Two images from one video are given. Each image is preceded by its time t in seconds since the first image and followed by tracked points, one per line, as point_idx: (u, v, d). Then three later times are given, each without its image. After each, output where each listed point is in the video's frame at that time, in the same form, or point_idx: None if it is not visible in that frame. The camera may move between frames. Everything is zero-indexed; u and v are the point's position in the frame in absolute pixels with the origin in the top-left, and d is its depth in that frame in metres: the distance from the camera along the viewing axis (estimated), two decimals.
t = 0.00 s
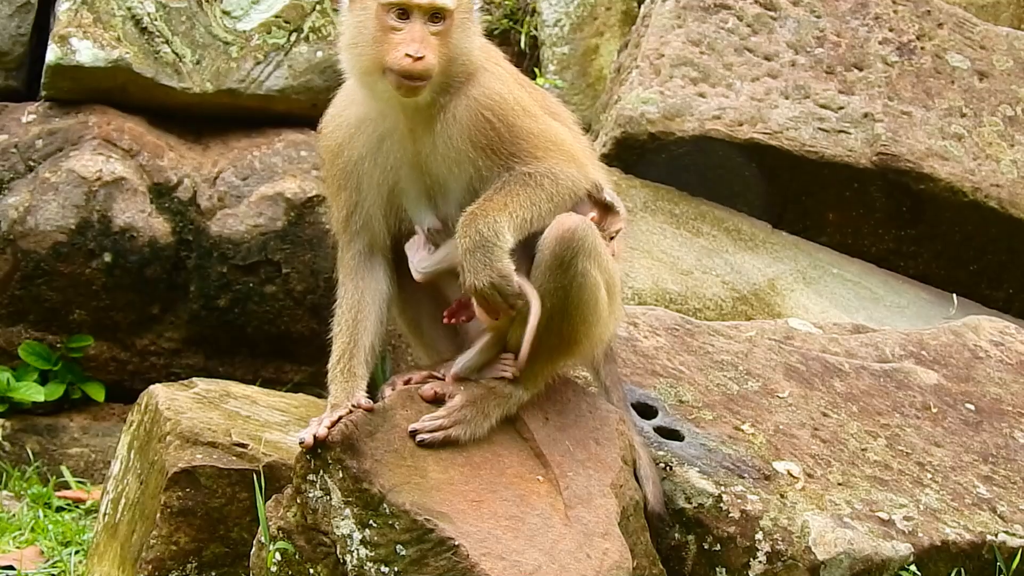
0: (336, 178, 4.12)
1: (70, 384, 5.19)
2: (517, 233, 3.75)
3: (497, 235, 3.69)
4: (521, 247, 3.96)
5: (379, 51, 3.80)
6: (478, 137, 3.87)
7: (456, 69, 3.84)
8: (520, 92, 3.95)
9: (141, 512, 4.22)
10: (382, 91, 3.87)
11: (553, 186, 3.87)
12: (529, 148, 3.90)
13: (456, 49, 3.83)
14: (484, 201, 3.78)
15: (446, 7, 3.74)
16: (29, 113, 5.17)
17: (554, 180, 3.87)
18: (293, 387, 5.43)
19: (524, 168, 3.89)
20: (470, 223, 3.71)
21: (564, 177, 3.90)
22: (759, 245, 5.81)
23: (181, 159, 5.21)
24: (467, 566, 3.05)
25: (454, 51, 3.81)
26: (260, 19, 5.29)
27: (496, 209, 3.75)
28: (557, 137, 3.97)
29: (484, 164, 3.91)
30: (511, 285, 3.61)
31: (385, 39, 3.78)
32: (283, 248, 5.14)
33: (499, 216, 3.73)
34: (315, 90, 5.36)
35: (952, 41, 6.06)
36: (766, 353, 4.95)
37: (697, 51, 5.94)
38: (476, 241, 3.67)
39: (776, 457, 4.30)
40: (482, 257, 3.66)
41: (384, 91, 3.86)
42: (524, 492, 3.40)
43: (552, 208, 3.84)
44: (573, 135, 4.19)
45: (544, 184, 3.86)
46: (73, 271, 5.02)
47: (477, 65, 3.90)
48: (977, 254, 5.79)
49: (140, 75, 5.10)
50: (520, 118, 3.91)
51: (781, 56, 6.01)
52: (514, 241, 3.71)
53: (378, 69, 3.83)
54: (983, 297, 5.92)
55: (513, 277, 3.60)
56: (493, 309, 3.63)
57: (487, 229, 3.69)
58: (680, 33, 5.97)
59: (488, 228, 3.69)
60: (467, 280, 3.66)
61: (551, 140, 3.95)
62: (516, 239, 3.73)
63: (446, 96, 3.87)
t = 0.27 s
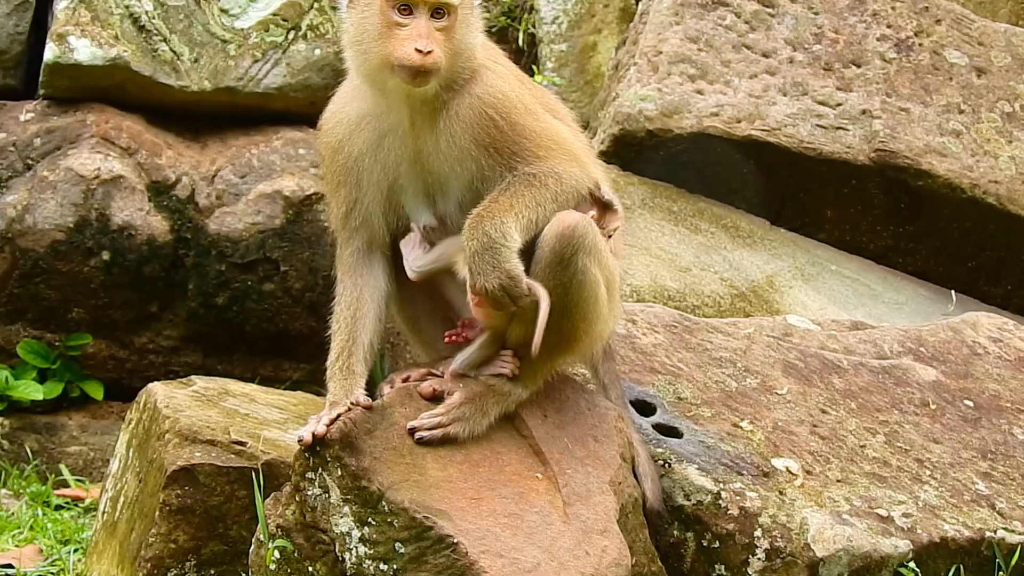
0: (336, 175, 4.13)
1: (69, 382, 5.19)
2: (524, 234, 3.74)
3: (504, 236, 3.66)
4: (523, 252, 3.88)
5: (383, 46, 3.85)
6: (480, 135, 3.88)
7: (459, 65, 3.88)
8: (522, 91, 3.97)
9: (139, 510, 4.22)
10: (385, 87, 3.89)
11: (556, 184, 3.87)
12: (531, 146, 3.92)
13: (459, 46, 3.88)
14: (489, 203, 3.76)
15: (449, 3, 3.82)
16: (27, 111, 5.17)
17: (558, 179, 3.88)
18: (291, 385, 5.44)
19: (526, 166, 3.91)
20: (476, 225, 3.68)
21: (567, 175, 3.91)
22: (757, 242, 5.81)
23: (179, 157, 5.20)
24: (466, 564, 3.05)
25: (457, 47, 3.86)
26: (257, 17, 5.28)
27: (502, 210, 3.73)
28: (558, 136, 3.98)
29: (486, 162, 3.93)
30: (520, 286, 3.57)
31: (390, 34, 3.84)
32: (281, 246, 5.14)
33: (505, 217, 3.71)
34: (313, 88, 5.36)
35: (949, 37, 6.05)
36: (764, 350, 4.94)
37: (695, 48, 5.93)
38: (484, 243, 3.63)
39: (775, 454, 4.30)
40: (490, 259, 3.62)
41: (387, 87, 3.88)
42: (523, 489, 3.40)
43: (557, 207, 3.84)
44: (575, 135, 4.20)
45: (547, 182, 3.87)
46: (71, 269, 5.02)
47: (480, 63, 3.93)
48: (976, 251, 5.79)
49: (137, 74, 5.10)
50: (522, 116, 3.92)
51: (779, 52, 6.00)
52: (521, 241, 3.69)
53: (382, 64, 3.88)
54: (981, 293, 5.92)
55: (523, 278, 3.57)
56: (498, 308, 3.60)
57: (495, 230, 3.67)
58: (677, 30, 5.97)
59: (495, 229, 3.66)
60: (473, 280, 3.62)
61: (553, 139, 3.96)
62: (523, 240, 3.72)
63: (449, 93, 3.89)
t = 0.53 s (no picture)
0: (334, 174, 4.13)
1: (68, 381, 5.19)
2: (525, 235, 3.74)
3: (505, 236, 3.67)
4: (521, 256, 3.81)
5: (380, 45, 3.85)
6: (478, 133, 3.89)
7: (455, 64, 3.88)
8: (519, 89, 3.98)
9: (139, 509, 4.22)
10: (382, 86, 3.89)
11: (556, 183, 3.87)
12: (529, 144, 3.92)
13: (455, 44, 3.87)
14: (491, 202, 3.77)
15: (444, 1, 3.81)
16: (26, 110, 5.17)
17: (557, 178, 3.88)
18: (291, 383, 5.43)
19: (525, 164, 3.91)
20: (478, 224, 3.70)
21: (565, 173, 3.92)
22: (756, 240, 5.80)
23: (178, 156, 5.20)
24: (465, 563, 3.06)
25: (453, 45, 3.85)
26: (255, 16, 5.29)
27: (504, 210, 3.74)
28: (556, 134, 3.98)
29: (485, 161, 3.93)
30: (513, 289, 3.60)
31: (386, 33, 3.84)
32: (280, 245, 5.14)
33: (506, 217, 3.72)
34: (312, 86, 5.35)
35: (948, 34, 6.05)
36: (763, 348, 4.94)
37: (693, 45, 5.94)
38: (484, 242, 3.65)
39: (774, 452, 4.30)
40: (488, 257, 3.64)
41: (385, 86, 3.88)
42: (523, 487, 3.39)
43: (557, 206, 3.85)
44: (573, 133, 4.20)
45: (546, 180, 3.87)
46: (70, 268, 5.02)
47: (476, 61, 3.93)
48: (975, 248, 5.78)
49: (136, 72, 5.10)
50: (520, 115, 3.93)
51: (777, 50, 6.00)
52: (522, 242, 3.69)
53: (379, 64, 3.88)
54: (981, 290, 5.90)
55: (517, 283, 3.59)
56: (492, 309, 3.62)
57: (496, 230, 3.68)
58: (675, 27, 5.97)
59: (497, 229, 3.68)
60: (470, 277, 3.64)
61: (551, 138, 3.96)
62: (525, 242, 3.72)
63: (446, 92, 3.89)
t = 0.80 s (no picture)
0: (340, 198, 4.13)
1: (77, 407, 5.19)
2: (532, 258, 3.73)
3: (513, 259, 3.67)
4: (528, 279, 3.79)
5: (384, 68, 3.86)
6: (484, 154, 3.89)
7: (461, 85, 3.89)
8: (523, 109, 3.98)
9: (149, 535, 4.23)
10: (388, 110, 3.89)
11: (564, 201, 3.88)
12: (535, 165, 3.92)
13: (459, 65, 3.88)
14: (498, 225, 3.76)
15: (448, 22, 3.83)
16: (32, 136, 5.18)
17: (563, 198, 3.88)
18: (299, 409, 5.42)
19: (531, 185, 3.91)
20: (486, 247, 3.70)
21: (573, 193, 3.92)
22: (763, 259, 5.80)
23: (184, 181, 5.20)
24: None
25: (458, 66, 3.87)
26: (262, 40, 5.29)
27: (512, 232, 3.74)
28: (561, 154, 3.99)
29: (491, 182, 3.93)
30: (517, 314, 3.60)
31: (390, 56, 3.85)
32: (287, 268, 5.14)
33: (514, 240, 3.71)
34: (317, 110, 5.34)
35: (953, 51, 6.05)
36: (772, 368, 4.93)
37: (698, 65, 5.94)
38: (491, 264, 3.65)
39: (784, 472, 4.29)
40: (495, 281, 3.64)
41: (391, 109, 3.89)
42: (532, 510, 3.38)
43: (564, 227, 3.84)
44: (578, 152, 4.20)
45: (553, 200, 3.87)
46: (78, 294, 5.04)
47: (480, 82, 3.94)
48: (982, 264, 5.79)
49: (142, 98, 5.11)
50: (525, 135, 3.93)
51: (783, 69, 6.00)
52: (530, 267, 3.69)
53: (383, 87, 3.89)
54: (988, 308, 5.91)
55: (522, 308, 3.58)
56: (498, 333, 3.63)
57: (504, 254, 3.68)
58: (681, 47, 5.96)
59: (505, 252, 3.68)
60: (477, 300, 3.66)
61: (557, 157, 3.97)
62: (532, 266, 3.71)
63: (451, 113, 3.90)
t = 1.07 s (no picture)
0: (344, 205, 4.12)
1: (82, 414, 5.19)
2: (537, 267, 3.74)
3: (518, 268, 3.68)
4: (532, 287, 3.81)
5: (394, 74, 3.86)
6: (491, 161, 3.88)
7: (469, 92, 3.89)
8: (528, 117, 3.99)
9: (154, 541, 4.21)
10: (396, 116, 3.89)
11: (569, 207, 3.88)
12: (541, 172, 3.92)
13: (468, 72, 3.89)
14: (504, 233, 3.76)
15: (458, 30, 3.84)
16: (37, 143, 5.19)
17: (569, 206, 3.88)
18: (304, 415, 5.44)
19: (537, 192, 3.91)
20: (491, 256, 3.70)
21: (578, 201, 3.92)
22: (768, 266, 5.82)
23: (190, 188, 5.21)
24: None
25: (466, 73, 3.87)
26: (267, 46, 5.28)
27: (517, 241, 3.73)
28: (566, 162, 3.99)
29: (497, 189, 3.92)
30: (520, 322, 3.62)
31: (399, 63, 3.85)
32: (292, 275, 5.15)
33: (519, 248, 3.71)
34: (323, 117, 5.35)
35: (958, 59, 6.08)
36: (777, 374, 4.94)
37: (704, 72, 5.98)
38: (496, 272, 3.66)
39: (789, 478, 4.29)
40: (499, 289, 3.65)
41: (399, 115, 3.89)
42: (537, 516, 3.37)
43: (569, 233, 3.84)
44: (582, 159, 4.20)
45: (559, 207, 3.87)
46: (83, 301, 5.04)
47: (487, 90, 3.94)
48: (986, 273, 5.79)
49: (147, 104, 5.12)
50: (531, 143, 3.93)
51: (788, 76, 6.03)
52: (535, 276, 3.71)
53: (392, 94, 3.88)
54: (992, 315, 5.93)
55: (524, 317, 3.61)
56: (501, 343, 3.64)
57: (508, 262, 3.68)
58: (686, 55, 6.00)
59: (509, 260, 3.68)
60: (482, 307, 3.66)
61: (562, 164, 3.97)
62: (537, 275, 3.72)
63: (459, 120, 3.89)
